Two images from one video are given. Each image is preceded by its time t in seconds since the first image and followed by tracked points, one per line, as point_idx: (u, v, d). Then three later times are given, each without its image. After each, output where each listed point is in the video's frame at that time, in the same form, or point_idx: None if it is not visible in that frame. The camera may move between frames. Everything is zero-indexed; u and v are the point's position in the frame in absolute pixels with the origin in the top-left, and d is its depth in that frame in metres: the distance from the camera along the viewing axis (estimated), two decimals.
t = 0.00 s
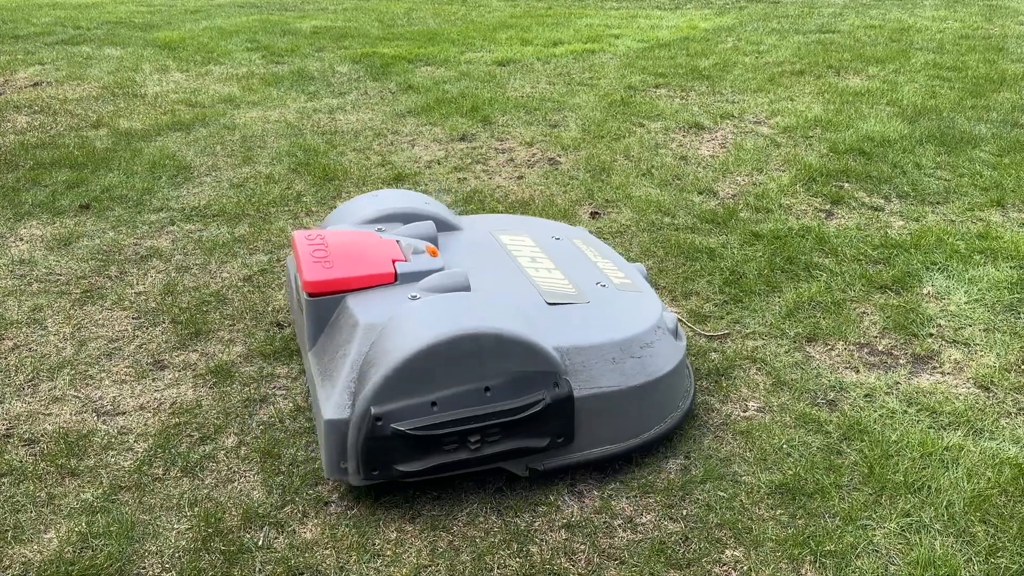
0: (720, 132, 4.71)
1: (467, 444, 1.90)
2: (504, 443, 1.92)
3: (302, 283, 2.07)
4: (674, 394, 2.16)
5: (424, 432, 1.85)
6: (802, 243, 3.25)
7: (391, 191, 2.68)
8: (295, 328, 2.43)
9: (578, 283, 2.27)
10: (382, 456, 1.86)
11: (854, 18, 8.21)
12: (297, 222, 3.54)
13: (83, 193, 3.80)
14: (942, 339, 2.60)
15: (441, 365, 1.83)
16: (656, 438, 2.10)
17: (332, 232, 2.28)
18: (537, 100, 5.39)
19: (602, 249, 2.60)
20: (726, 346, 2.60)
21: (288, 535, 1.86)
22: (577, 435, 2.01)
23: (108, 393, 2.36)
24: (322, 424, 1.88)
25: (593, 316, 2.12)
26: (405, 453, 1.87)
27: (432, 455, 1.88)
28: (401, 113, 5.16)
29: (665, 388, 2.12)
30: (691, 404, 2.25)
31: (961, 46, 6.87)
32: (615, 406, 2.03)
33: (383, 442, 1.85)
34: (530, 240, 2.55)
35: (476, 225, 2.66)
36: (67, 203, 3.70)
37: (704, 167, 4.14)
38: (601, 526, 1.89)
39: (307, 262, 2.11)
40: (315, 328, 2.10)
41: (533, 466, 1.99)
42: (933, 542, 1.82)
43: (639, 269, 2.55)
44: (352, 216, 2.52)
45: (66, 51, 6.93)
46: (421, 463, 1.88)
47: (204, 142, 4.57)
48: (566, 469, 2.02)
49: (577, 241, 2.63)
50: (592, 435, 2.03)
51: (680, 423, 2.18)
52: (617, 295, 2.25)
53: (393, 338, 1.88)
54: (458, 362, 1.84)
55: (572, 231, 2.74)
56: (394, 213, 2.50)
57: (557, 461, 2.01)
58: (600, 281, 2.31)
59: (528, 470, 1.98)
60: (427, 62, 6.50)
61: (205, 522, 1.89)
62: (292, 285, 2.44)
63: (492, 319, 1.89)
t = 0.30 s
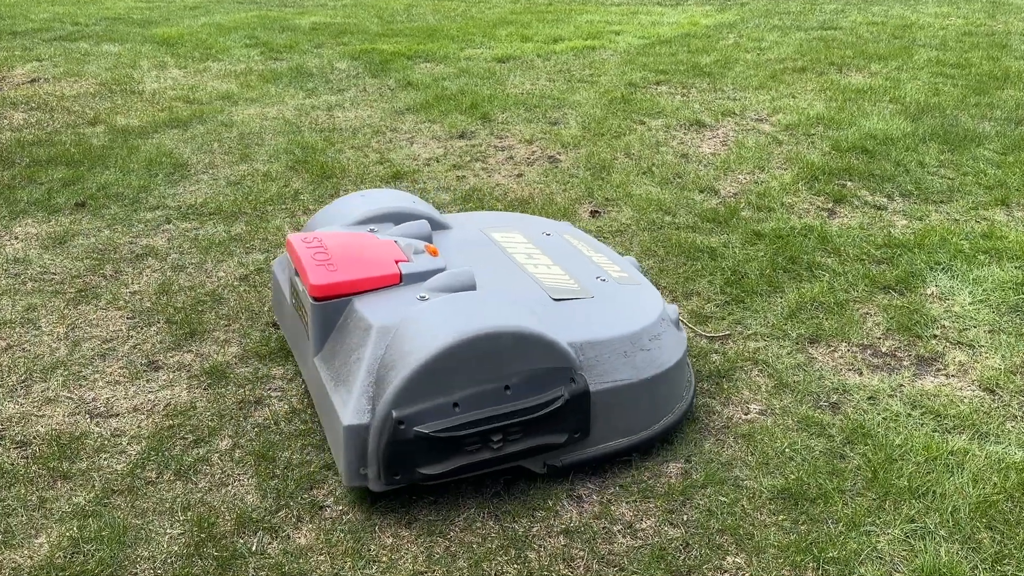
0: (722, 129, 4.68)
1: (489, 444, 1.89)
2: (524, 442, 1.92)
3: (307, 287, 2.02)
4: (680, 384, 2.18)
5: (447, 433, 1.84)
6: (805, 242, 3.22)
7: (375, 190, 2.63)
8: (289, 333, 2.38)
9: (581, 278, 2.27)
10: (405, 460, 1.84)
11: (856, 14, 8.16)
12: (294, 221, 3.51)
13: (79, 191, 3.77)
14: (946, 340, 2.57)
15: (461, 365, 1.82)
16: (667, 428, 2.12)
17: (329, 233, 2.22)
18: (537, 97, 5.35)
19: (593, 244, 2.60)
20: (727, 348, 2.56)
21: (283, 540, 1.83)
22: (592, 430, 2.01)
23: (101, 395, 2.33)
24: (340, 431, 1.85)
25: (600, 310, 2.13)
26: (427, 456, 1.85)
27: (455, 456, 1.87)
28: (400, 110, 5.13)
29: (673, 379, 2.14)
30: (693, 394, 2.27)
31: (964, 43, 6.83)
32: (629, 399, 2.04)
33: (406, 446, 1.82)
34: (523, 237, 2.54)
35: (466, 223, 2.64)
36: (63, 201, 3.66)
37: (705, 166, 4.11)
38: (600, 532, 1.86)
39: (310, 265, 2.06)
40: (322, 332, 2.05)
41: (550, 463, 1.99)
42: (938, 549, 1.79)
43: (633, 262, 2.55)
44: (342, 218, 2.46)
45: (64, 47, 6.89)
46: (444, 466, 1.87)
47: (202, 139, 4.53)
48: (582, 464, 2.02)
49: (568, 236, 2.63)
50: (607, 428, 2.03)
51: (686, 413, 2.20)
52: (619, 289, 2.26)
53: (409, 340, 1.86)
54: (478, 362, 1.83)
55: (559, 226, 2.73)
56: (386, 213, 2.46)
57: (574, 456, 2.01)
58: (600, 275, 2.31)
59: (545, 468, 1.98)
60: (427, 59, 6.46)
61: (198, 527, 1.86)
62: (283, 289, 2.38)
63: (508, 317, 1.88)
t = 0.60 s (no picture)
0: (723, 127, 4.66)
1: (505, 443, 1.90)
2: (537, 439, 1.93)
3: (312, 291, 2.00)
4: (680, 376, 2.21)
5: (464, 434, 1.84)
6: (806, 242, 3.20)
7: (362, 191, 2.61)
8: (283, 338, 2.35)
9: (580, 274, 2.28)
10: (423, 462, 1.84)
11: (859, 10, 8.12)
12: (293, 220, 3.50)
13: (78, 189, 3.76)
14: (947, 342, 2.55)
15: (477, 365, 1.83)
16: (672, 420, 2.15)
17: (327, 236, 2.20)
18: (538, 94, 5.33)
19: (583, 240, 2.61)
20: (727, 349, 2.55)
21: (279, 543, 1.82)
22: (601, 425, 2.03)
23: (98, 395, 2.32)
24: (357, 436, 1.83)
25: (603, 305, 2.14)
26: (445, 457, 1.85)
27: (472, 457, 1.87)
28: (401, 107, 5.11)
29: (675, 371, 2.17)
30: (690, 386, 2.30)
31: (968, 40, 6.79)
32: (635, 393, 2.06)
33: (425, 448, 1.82)
34: (515, 234, 2.54)
35: (455, 221, 2.63)
36: (62, 199, 3.65)
37: (706, 164, 4.09)
38: (598, 536, 1.85)
39: (312, 269, 2.03)
40: (327, 337, 2.03)
41: (560, 459, 2.00)
42: (938, 554, 1.78)
43: (624, 255, 2.56)
44: (334, 219, 2.43)
45: (65, 43, 6.87)
46: (462, 466, 1.87)
47: (202, 136, 4.52)
48: (591, 459, 2.04)
49: (558, 233, 2.63)
50: (615, 422, 2.06)
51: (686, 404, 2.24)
52: (617, 283, 2.28)
53: (423, 342, 1.86)
54: (493, 362, 1.84)
55: (546, 223, 2.73)
56: (377, 214, 2.44)
57: (584, 451, 2.03)
58: (597, 271, 2.32)
59: (557, 464, 1.99)
60: (428, 55, 6.44)
61: (194, 530, 1.85)
62: (275, 294, 2.35)
63: (520, 316, 1.90)
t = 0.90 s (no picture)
0: (725, 122, 4.63)
1: (505, 440, 1.88)
2: (537, 436, 1.91)
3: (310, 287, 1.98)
4: (681, 373, 2.19)
5: (463, 431, 1.82)
6: (808, 238, 3.18)
7: (362, 186, 2.59)
8: (283, 333, 2.34)
9: (581, 270, 2.26)
10: (421, 459, 1.82)
11: (863, 5, 8.07)
12: (292, 215, 3.48)
13: (77, 183, 3.75)
14: (950, 339, 2.53)
15: (477, 362, 1.80)
16: (673, 417, 2.14)
17: (325, 231, 2.19)
18: (539, 88, 5.30)
19: (585, 236, 2.59)
20: (727, 346, 2.53)
21: (273, 541, 1.81)
22: (602, 421, 2.01)
23: (95, 391, 2.31)
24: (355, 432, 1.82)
25: (604, 302, 2.12)
26: (444, 454, 1.83)
27: (471, 454, 1.85)
28: (402, 101, 5.09)
29: (676, 368, 2.15)
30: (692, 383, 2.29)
31: (972, 35, 6.75)
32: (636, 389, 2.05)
33: (423, 445, 1.80)
34: (517, 229, 2.53)
35: (456, 217, 2.62)
36: (61, 193, 3.64)
37: (708, 159, 4.07)
38: (596, 534, 1.84)
39: (311, 265, 2.02)
40: (326, 333, 2.02)
41: (561, 456, 1.98)
42: (939, 553, 1.76)
43: (626, 250, 2.55)
44: (334, 215, 2.42)
45: (65, 37, 6.85)
46: (461, 463, 1.85)
47: (201, 131, 4.50)
48: (592, 456, 2.02)
49: (560, 229, 2.61)
50: (616, 418, 2.04)
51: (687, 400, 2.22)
52: (618, 280, 2.26)
53: (422, 338, 1.84)
54: (492, 358, 1.82)
55: (548, 219, 2.71)
56: (377, 209, 2.42)
57: (585, 448, 2.01)
58: (598, 267, 2.31)
59: (557, 461, 1.97)
60: (430, 50, 6.41)
61: (189, 526, 1.84)
62: (275, 289, 2.34)
63: (519, 312, 1.88)
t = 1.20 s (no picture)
0: (728, 117, 4.60)
1: (522, 430, 1.88)
2: (553, 425, 1.91)
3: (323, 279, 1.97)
4: (692, 361, 2.20)
5: (481, 421, 1.83)
6: (810, 233, 3.16)
7: (367, 180, 2.58)
8: (291, 327, 2.33)
9: (591, 261, 2.26)
10: (440, 450, 1.82)
11: None
12: (292, 209, 3.47)
13: (77, 178, 3.74)
14: (953, 335, 2.51)
15: (493, 352, 1.80)
16: (685, 405, 2.14)
17: (337, 227, 2.18)
18: (541, 83, 5.28)
19: (591, 227, 2.59)
20: (729, 341, 2.52)
21: (272, 537, 1.80)
22: (616, 410, 2.01)
23: (93, 386, 2.30)
24: (373, 424, 1.82)
25: (616, 292, 2.12)
26: (462, 444, 1.83)
27: (489, 444, 1.85)
28: (403, 96, 5.07)
29: (687, 357, 2.15)
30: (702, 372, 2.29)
31: (977, 29, 6.70)
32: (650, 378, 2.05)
33: (442, 435, 1.80)
34: (523, 221, 2.52)
35: (463, 209, 2.61)
36: (61, 188, 3.63)
37: (710, 154, 4.04)
38: (596, 531, 1.83)
39: (323, 258, 2.00)
40: (339, 326, 2.01)
41: (577, 446, 1.98)
42: (941, 551, 1.75)
43: (632, 241, 2.54)
44: (341, 209, 2.40)
45: (67, 32, 6.84)
46: (478, 453, 1.85)
47: (202, 125, 4.49)
48: (607, 445, 2.03)
49: (566, 220, 2.61)
50: (629, 407, 2.04)
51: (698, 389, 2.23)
52: (628, 269, 2.26)
53: (437, 329, 1.83)
54: (509, 348, 1.82)
55: (553, 211, 2.70)
56: (384, 202, 2.41)
57: (600, 437, 2.01)
58: (607, 257, 2.30)
59: (572, 450, 1.97)
60: (431, 44, 6.39)
61: (186, 522, 1.83)
62: (284, 283, 2.32)
63: (535, 302, 1.88)
